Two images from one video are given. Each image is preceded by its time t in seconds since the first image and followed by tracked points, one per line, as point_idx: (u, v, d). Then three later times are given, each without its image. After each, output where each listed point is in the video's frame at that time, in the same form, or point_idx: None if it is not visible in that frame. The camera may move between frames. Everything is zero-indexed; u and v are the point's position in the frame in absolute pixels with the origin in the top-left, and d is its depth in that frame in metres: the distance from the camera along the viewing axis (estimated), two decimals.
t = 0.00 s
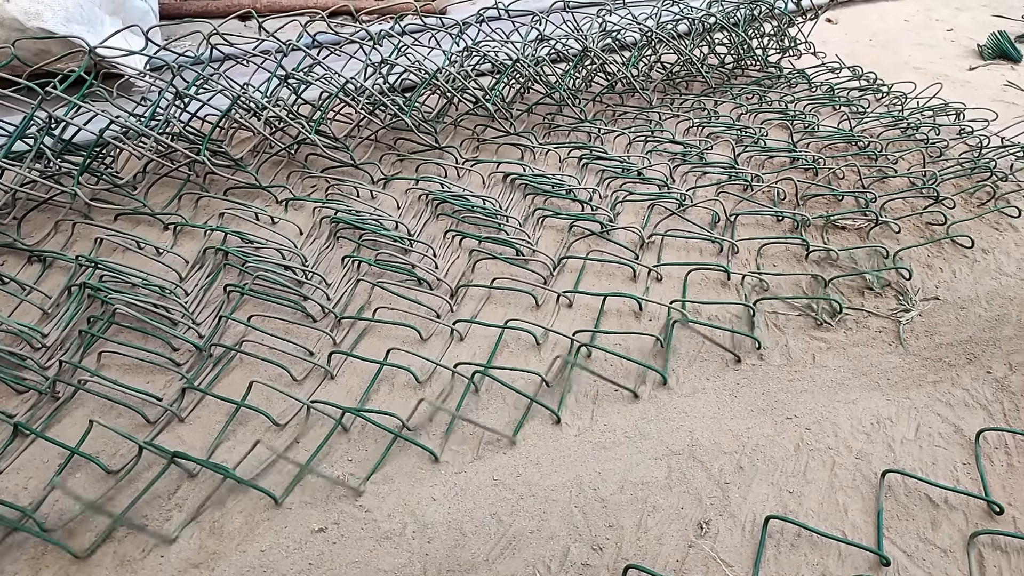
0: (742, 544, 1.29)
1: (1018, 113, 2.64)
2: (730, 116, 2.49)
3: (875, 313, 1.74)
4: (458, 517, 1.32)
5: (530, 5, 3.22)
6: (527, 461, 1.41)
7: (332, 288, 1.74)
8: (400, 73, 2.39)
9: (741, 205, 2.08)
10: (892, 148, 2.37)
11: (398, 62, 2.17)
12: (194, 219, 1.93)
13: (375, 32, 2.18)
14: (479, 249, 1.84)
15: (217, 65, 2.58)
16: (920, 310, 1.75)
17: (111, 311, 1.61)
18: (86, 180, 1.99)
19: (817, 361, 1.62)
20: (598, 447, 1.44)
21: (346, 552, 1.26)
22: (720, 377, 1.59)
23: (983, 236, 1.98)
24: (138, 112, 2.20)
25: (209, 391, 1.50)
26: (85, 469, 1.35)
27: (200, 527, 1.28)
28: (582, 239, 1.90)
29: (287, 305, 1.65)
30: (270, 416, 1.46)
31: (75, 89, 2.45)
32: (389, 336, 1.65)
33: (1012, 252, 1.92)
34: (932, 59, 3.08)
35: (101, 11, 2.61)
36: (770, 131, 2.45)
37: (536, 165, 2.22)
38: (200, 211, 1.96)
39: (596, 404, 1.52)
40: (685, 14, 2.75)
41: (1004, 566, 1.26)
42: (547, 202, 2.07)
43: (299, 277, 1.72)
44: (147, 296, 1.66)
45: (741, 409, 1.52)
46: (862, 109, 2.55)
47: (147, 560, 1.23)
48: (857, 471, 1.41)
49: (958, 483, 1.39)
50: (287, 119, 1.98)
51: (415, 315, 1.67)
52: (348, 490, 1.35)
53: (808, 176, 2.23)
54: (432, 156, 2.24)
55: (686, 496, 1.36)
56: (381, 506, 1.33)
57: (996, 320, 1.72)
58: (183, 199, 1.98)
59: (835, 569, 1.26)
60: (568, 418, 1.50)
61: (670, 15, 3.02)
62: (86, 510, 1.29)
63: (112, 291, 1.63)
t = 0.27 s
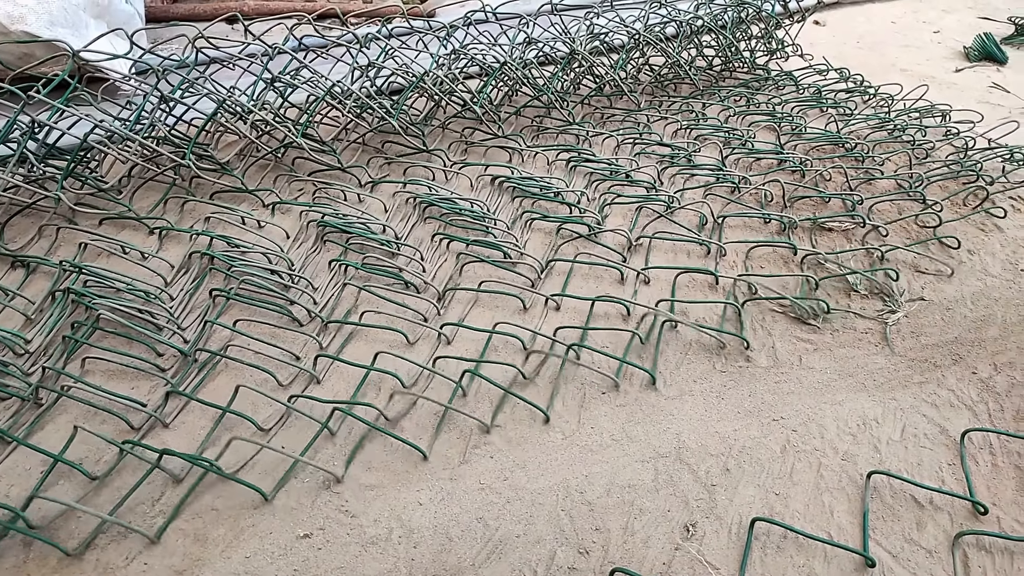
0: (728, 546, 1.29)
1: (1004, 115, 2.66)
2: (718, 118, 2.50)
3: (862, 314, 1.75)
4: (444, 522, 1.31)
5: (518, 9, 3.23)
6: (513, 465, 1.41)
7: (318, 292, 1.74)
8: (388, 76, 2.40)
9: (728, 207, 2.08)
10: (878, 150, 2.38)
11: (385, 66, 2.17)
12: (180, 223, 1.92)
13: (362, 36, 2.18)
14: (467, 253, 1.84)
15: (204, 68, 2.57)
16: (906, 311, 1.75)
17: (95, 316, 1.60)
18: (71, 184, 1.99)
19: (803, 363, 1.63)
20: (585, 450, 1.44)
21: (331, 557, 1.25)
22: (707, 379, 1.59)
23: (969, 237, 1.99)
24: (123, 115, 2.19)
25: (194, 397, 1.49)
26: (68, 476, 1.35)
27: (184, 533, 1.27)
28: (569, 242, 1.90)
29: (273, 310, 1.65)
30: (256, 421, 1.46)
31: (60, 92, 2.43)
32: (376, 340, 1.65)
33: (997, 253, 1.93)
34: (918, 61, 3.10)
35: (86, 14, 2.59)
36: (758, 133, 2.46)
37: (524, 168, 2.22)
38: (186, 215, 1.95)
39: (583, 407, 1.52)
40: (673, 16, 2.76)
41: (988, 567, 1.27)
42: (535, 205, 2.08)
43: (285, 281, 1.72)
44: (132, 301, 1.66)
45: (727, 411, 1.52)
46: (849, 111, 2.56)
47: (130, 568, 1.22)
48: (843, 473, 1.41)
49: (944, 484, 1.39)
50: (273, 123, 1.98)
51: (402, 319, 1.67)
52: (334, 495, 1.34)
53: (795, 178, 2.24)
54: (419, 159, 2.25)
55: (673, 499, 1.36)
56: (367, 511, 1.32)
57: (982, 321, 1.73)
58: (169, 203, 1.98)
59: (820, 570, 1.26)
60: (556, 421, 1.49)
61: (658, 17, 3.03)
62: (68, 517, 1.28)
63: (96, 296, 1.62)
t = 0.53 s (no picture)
0: (714, 548, 1.29)
1: (988, 116, 2.68)
2: (705, 120, 2.51)
3: (847, 315, 1.75)
4: (429, 527, 1.31)
5: (506, 11, 3.24)
6: (499, 469, 1.41)
7: (304, 296, 1.73)
8: (375, 79, 2.40)
9: (715, 209, 2.09)
10: (864, 151, 2.40)
11: (371, 69, 2.17)
12: (165, 227, 1.92)
13: (348, 39, 2.19)
14: (453, 256, 1.84)
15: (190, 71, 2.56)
16: (891, 312, 1.76)
17: (77, 321, 1.59)
18: (54, 189, 1.97)
19: (789, 364, 1.63)
20: (571, 453, 1.44)
21: (316, 563, 1.25)
22: (693, 381, 1.59)
23: (954, 238, 2.00)
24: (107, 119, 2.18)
25: (177, 402, 1.48)
26: (49, 484, 1.33)
27: (167, 540, 1.26)
28: (556, 244, 1.90)
29: (258, 314, 1.64)
30: (239, 426, 1.45)
31: (43, 96, 2.42)
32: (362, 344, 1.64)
33: (981, 254, 1.94)
34: (904, 63, 3.12)
35: (69, 18, 2.58)
36: (745, 135, 2.48)
37: (512, 170, 2.23)
38: (171, 219, 1.95)
39: (570, 410, 1.52)
40: (660, 19, 2.77)
41: (972, 567, 1.27)
42: (522, 207, 2.08)
43: (271, 285, 1.72)
44: (116, 306, 1.65)
45: (714, 413, 1.52)
46: (836, 113, 2.58)
47: None
48: (829, 474, 1.41)
49: (928, 484, 1.40)
50: (259, 126, 1.98)
51: (387, 322, 1.67)
52: (319, 501, 1.34)
53: (782, 180, 2.25)
54: (406, 162, 2.25)
55: (659, 501, 1.36)
56: (352, 517, 1.31)
57: (966, 321, 1.74)
58: (154, 207, 1.97)
59: (805, 572, 1.26)
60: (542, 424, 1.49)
61: (645, 20, 3.04)
62: (49, 525, 1.27)
63: (79, 301, 1.61)
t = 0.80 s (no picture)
0: (705, 549, 1.29)
1: (979, 116, 2.69)
2: (697, 121, 2.52)
3: (839, 315, 1.75)
4: (420, 529, 1.30)
5: (499, 12, 3.24)
6: (491, 470, 1.40)
7: (295, 298, 1.73)
8: (367, 81, 2.40)
9: (707, 210, 2.09)
10: (856, 151, 2.40)
11: (363, 70, 2.18)
12: (155, 229, 1.92)
13: (339, 40, 2.19)
14: (445, 257, 1.84)
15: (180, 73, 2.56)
16: (883, 311, 1.76)
17: (67, 324, 1.59)
18: (44, 190, 1.97)
19: (781, 364, 1.63)
20: (563, 454, 1.43)
21: (306, 566, 1.24)
22: (685, 381, 1.59)
23: (946, 237, 2.00)
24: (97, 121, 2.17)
25: (168, 404, 1.48)
26: (38, 487, 1.33)
27: (156, 544, 1.26)
28: (549, 245, 1.90)
29: (249, 316, 1.64)
30: (230, 429, 1.45)
31: (33, 97, 2.41)
32: (354, 345, 1.64)
33: (973, 253, 1.95)
34: (896, 63, 3.13)
35: (59, 19, 2.57)
36: (737, 135, 2.48)
37: (504, 171, 2.23)
38: (161, 221, 1.95)
39: (562, 411, 1.52)
40: (652, 19, 2.77)
41: (963, 566, 1.27)
42: (514, 208, 2.08)
43: (262, 287, 1.71)
44: (106, 308, 1.65)
45: (706, 413, 1.52)
46: (828, 113, 2.59)
47: None
48: (820, 474, 1.42)
49: (920, 484, 1.40)
50: (250, 128, 1.97)
51: (379, 324, 1.67)
52: (309, 503, 1.33)
53: (774, 180, 2.25)
54: (398, 163, 2.25)
55: (650, 502, 1.36)
56: (343, 519, 1.31)
57: (957, 321, 1.74)
58: (144, 209, 1.97)
59: (797, 571, 1.26)
60: (534, 425, 1.49)
61: (638, 20, 3.05)
62: (38, 529, 1.27)
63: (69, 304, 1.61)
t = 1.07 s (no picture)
0: (699, 549, 1.29)
1: (973, 115, 2.69)
2: (692, 120, 2.52)
3: (833, 314, 1.76)
4: (414, 530, 1.30)
5: (493, 12, 3.24)
6: (485, 471, 1.40)
7: (289, 299, 1.73)
8: (360, 81, 2.40)
9: (701, 210, 2.10)
10: (850, 151, 2.41)
11: (356, 70, 2.17)
12: (148, 230, 1.92)
13: (333, 40, 2.18)
14: (439, 257, 1.84)
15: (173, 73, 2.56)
16: (877, 311, 1.76)
17: (59, 326, 1.58)
18: (36, 192, 1.96)
19: (775, 364, 1.63)
20: (557, 455, 1.43)
21: (300, 568, 1.24)
22: (679, 382, 1.59)
23: (940, 236, 2.01)
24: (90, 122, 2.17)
25: (160, 407, 1.47)
26: (30, 491, 1.32)
27: (149, 547, 1.25)
28: (543, 245, 1.90)
29: (242, 317, 1.64)
30: (223, 430, 1.44)
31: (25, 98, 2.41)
32: (347, 346, 1.64)
33: (966, 252, 1.95)
34: (891, 62, 3.14)
35: (52, 20, 2.58)
36: (731, 135, 2.48)
37: (498, 172, 2.23)
38: (154, 222, 1.95)
39: (555, 412, 1.52)
40: (646, 19, 2.77)
41: (956, 566, 1.27)
42: (509, 209, 2.08)
43: (255, 289, 1.71)
44: (98, 310, 1.64)
45: (700, 413, 1.52)
46: (822, 113, 2.59)
47: None
48: (814, 473, 1.41)
49: (913, 483, 1.40)
50: (243, 129, 1.97)
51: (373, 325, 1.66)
52: (303, 505, 1.33)
53: (768, 180, 2.25)
54: (393, 164, 2.24)
55: (644, 502, 1.36)
56: (336, 521, 1.31)
57: (951, 320, 1.74)
58: (137, 210, 1.97)
59: (791, 571, 1.26)
60: (528, 426, 1.49)
61: (632, 20, 3.05)
62: (30, 532, 1.26)
63: (61, 306, 1.60)
